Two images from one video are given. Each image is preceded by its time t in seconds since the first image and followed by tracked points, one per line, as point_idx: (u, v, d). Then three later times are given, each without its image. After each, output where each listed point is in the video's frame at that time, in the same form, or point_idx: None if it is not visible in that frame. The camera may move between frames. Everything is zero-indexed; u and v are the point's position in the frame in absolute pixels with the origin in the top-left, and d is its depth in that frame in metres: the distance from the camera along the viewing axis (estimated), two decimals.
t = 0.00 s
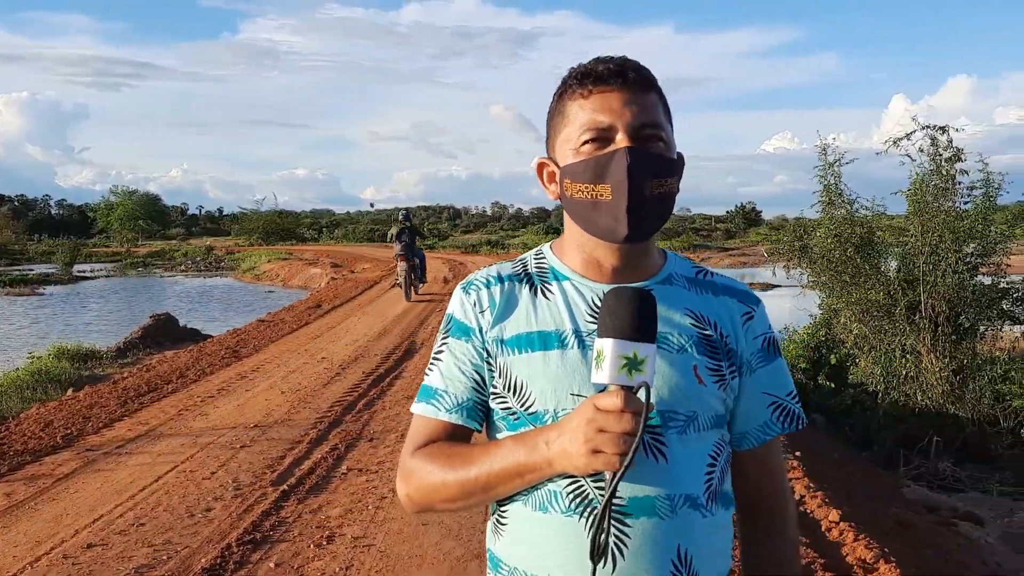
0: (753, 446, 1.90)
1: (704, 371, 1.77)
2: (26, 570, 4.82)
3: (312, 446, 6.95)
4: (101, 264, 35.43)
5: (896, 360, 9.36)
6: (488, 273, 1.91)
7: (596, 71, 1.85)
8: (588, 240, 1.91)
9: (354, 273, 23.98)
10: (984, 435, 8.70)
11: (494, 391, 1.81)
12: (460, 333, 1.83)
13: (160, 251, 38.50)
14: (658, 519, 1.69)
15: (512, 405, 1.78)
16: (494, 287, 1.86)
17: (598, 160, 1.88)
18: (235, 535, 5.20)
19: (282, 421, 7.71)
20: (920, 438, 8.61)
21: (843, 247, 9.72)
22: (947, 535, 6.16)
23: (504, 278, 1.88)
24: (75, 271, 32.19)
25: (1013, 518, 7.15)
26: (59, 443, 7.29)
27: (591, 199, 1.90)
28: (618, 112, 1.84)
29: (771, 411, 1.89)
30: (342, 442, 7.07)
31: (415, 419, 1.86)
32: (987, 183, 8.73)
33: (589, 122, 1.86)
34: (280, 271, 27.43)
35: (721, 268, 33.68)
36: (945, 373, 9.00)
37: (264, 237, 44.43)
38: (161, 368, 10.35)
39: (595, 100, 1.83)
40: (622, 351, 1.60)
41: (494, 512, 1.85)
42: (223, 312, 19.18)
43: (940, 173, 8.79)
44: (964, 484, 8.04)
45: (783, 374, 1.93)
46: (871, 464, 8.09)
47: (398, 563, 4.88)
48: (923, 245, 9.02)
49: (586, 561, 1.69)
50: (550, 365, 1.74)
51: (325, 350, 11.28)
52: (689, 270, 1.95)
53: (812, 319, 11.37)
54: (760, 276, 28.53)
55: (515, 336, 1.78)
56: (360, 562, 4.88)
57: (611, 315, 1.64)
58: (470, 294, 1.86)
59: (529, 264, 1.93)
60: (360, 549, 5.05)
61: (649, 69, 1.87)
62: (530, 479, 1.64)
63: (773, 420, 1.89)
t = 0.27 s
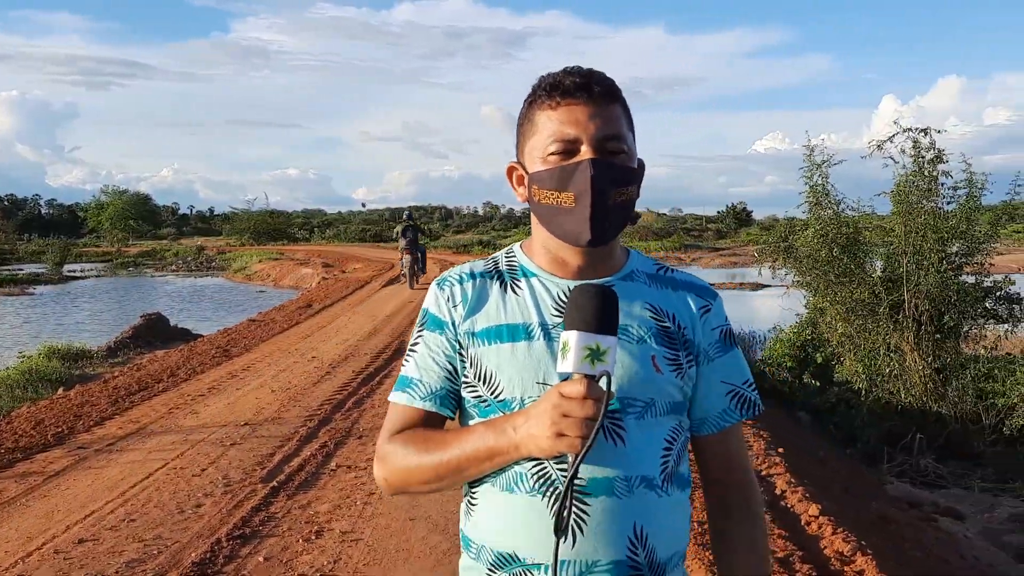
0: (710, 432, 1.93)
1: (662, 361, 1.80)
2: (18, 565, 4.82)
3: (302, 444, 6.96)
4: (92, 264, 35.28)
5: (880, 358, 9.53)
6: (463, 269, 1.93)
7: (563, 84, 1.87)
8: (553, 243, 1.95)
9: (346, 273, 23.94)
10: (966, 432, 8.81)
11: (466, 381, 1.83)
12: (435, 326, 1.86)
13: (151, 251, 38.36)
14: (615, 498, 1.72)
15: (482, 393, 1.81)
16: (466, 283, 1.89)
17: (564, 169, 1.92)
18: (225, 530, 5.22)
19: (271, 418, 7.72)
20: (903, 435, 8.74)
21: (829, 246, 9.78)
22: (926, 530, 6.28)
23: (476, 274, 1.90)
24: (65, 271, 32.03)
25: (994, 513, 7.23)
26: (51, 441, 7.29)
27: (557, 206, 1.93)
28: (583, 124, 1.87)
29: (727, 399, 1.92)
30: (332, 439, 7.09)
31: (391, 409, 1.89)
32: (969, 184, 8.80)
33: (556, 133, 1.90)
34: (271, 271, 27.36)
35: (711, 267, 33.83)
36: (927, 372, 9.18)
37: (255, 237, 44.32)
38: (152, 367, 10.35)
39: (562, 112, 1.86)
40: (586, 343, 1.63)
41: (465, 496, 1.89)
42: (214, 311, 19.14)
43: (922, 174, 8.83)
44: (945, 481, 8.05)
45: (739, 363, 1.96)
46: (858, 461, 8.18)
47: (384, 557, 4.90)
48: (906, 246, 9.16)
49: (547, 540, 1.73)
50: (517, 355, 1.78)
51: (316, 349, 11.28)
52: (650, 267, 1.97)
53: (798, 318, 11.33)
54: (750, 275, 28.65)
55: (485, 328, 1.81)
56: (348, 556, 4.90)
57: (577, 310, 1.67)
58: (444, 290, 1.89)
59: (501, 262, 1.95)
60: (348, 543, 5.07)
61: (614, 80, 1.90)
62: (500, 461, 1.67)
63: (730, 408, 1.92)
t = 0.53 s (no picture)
0: (677, 430, 1.96)
1: (629, 362, 1.82)
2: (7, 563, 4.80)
3: (291, 444, 6.96)
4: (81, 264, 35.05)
5: (864, 359, 9.55)
6: (440, 273, 1.95)
7: (536, 97, 1.89)
8: (525, 250, 1.97)
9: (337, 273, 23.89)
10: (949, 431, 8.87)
11: (442, 380, 1.86)
12: (413, 328, 1.88)
13: (141, 251, 38.16)
14: (581, 492, 1.75)
15: (457, 393, 1.83)
16: (444, 287, 1.91)
17: (535, 181, 1.94)
18: (214, 529, 5.21)
19: (261, 418, 7.71)
20: (888, 433, 8.79)
21: (816, 247, 9.83)
22: (910, 528, 6.32)
23: (453, 278, 1.92)
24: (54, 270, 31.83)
25: (976, 511, 7.31)
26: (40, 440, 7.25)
27: (527, 216, 1.95)
28: (554, 138, 1.90)
29: (693, 399, 1.95)
30: (321, 439, 7.09)
31: (372, 408, 1.92)
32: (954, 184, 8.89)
33: (528, 145, 1.92)
34: (262, 271, 27.27)
35: (701, 268, 33.95)
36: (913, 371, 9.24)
37: (246, 237, 44.15)
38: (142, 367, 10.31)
39: (534, 125, 1.88)
40: (547, 344, 1.65)
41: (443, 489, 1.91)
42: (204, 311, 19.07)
43: (910, 177, 8.94)
44: (929, 479, 8.10)
45: (706, 364, 1.98)
46: (844, 460, 8.24)
47: (372, 555, 4.91)
48: (892, 246, 9.20)
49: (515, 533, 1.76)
50: (489, 356, 1.80)
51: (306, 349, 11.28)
52: (621, 269, 2.01)
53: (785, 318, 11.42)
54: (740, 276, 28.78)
55: (460, 331, 1.83)
56: (336, 554, 4.91)
57: (541, 312, 1.69)
58: (422, 293, 1.91)
59: (477, 266, 1.98)
60: (336, 541, 5.07)
61: (585, 95, 1.93)
62: (471, 458, 1.71)
63: (695, 407, 1.95)
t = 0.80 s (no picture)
0: (660, 429, 1.97)
1: (611, 362, 1.83)
2: None
3: (280, 444, 6.95)
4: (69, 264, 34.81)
5: (853, 357, 9.65)
6: (425, 275, 1.96)
7: (519, 102, 1.90)
8: (509, 251, 1.97)
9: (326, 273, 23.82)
10: (936, 429, 8.85)
11: (425, 380, 1.86)
12: (397, 329, 1.89)
13: (130, 251, 37.93)
14: (564, 490, 1.75)
15: (441, 392, 1.84)
16: (428, 287, 1.92)
17: (518, 184, 1.95)
18: (202, 529, 5.19)
19: (250, 418, 7.69)
20: (876, 432, 8.86)
21: (804, 246, 9.83)
22: (899, 527, 6.36)
23: (437, 280, 1.93)
24: (41, 271, 31.60)
25: (962, 509, 7.37)
26: (27, 441, 7.20)
27: (510, 217, 1.96)
28: (537, 141, 1.90)
29: (675, 398, 1.96)
30: (310, 439, 7.08)
31: (356, 407, 1.92)
32: (944, 183, 8.95)
33: (511, 148, 1.92)
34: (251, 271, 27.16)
35: (691, 267, 34.05)
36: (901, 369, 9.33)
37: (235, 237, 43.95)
38: (131, 368, 10.26)
39: (517, 128, 1.89)
40: (530, 345, 1.66)
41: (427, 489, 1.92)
42: (193, 311, 18.98)
43: (903, 178, 8.95)
44: (916, 477, 8.17)
45: (687, 364, 1.99)
46: (832, 458, 8.29)
47: (361, 554, 4.91)
48: (880, 248, 9.33)
49: (499, 531, 1.76)
50: (473, 356, 1.80)
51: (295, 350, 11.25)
52: (603, 271, 2.02)
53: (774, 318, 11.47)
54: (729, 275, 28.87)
55: (444, 331, 1.83)
56: (324, 553, 4.90)
57: (524, 313, 1.70)
58: (407, 294, 1.92)
59: (461, 267, 2.00)
60: (325, 541, 5.07)
61: (568, 98, 1.94)
62: (455, 457, 1.71)
63: (677, 406, 1.96)
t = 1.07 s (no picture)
0: (656, 426, 2.01)
1: (605, 361, 1.84)
2: None
3: (268, 444, 6.92)
4: (51, 264, 34.43)
5: (840, 356, 9.71)
6: (418, 274, 1.95)
7: (513, 99, 1.92)
8: (503, 248, 1.96)
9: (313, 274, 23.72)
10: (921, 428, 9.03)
11: (420, 379, 1.86)
12: (390, 328, 1.88)
13: (113, 251, 37.58)
14: (559, 489, 1.76)
15: (435, 391, 1.83)
16: (421, 287, 1.90)
17: (513, 179, 1.95)
18: (190, 530, 5.15)
19: (237, 419, 7.64)
20: (861, 431, 8.95)
21: (791, 246, 9.94)
22: (884, 525, 6.42)
23: (431, 279, 1.92)
24: (24, 271, 31.29)
25: (947, 507, 7.45)
26: (11, 442, 7.13)
27: (504, 213, 1.95)
28: (531, 137, 1.92)
29: (671, 395, 1.98)
30: (298, 440, 7.05)
31: (348, 408, 1.91)
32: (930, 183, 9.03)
33: (506, 145, 1.94)
34: (237, 271, 27.01)
35: (678, 267, 34.17)
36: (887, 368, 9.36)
37: (221, 237, 43.66)
38: (116, 368, 10.17)
39: (511, 125, 1.91)
40: (528, 342, 1.67)
41: (419, 489, 1.92)
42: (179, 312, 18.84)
43: (894, 179, 8.96)
44: (901, 475, 8.25)
45: (680, 363, 2.02)
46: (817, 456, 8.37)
47: (349, 555, 4.89)
48: (868, 248, 9.31)
49: (495, 530, 1.76)
50: (468, 356, 1.80)
51: (282, 350, 11.20)
52: (595, 272, 2.01)
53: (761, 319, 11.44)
54: (716, 275, 29.00)
55: (438, 330, 1.83)
56: (313, 554, 4.88)
57: (522, 312, 1.70)
58: (400, 294, 1.91)
59: (455, 267, 1.98)
60: (313, 542, 5.05)
61: (561, 99, 1.96)
62: (450, 456, 1.71)
63: (674, 403, 1.99)
